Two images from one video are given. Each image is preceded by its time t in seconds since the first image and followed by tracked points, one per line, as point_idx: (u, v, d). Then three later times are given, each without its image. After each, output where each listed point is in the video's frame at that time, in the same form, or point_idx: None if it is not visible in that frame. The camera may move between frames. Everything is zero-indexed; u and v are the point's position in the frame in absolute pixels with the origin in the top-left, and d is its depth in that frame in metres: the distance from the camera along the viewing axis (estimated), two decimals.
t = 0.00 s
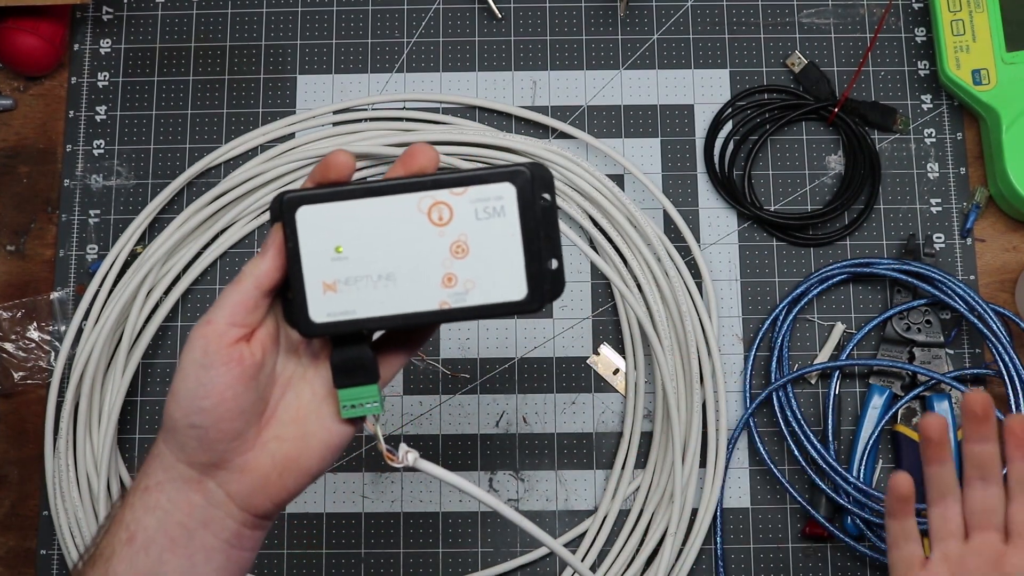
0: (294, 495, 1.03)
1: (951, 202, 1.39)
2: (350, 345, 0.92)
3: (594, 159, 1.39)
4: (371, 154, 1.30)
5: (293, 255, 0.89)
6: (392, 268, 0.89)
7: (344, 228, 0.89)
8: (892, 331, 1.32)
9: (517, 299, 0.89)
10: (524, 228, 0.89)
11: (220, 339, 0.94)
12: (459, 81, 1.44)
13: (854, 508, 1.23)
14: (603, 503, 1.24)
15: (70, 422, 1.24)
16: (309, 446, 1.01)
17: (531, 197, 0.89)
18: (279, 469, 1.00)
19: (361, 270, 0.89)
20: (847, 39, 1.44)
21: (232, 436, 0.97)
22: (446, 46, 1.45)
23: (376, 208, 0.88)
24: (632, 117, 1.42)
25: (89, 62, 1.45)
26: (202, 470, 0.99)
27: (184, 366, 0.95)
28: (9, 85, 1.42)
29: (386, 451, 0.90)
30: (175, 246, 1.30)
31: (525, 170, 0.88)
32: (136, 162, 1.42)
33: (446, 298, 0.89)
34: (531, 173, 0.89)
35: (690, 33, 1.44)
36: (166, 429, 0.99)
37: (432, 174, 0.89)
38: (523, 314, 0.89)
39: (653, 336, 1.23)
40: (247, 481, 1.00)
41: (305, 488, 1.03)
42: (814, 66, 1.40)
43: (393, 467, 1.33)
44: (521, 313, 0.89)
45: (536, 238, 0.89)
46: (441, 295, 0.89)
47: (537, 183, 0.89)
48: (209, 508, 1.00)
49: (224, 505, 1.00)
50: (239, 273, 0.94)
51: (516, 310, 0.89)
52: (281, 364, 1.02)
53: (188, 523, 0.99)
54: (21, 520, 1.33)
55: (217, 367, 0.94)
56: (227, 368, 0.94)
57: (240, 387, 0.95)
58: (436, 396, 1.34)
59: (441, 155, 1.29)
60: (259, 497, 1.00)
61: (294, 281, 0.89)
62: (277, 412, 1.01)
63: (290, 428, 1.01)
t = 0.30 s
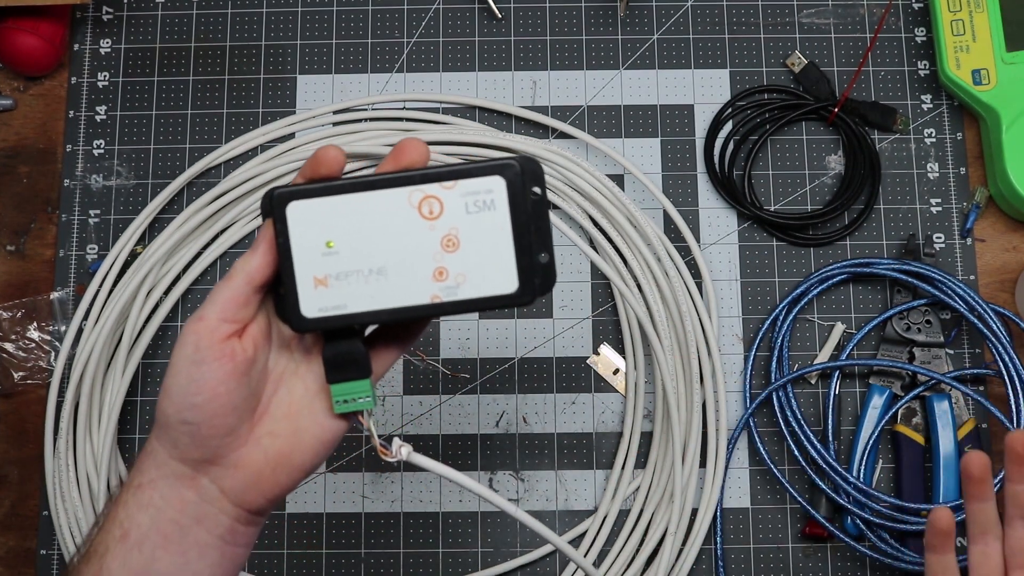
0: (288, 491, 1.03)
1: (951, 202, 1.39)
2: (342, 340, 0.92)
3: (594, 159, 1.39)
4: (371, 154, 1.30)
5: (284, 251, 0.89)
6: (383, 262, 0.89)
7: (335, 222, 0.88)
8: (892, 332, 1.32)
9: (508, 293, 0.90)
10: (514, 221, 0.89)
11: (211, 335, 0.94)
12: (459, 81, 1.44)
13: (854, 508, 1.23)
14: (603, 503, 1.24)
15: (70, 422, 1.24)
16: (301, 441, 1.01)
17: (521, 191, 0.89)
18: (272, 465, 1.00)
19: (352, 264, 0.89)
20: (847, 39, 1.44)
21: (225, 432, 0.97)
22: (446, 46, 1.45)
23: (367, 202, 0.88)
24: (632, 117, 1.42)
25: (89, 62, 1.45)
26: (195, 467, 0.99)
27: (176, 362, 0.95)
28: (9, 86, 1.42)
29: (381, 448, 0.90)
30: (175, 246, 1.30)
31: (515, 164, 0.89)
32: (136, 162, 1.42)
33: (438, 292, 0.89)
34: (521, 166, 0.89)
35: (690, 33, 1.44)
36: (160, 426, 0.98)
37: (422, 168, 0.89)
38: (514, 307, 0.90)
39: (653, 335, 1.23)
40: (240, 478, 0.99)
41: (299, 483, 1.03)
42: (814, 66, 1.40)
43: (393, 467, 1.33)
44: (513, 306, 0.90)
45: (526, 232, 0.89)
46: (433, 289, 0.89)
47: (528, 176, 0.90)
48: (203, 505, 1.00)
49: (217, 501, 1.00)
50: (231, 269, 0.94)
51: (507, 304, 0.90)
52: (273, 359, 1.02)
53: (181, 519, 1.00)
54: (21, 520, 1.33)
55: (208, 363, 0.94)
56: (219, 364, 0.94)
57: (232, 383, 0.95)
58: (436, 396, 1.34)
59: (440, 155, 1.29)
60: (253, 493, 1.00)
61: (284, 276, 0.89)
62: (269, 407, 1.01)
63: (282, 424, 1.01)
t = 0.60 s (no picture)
0: (294, 492, 1.03)
1: (951, 202, 1.39)
2: (349, 342, 0.92)
3: (594, 159, 1.39)
4: (371, 154, 1.30)
5: (291, 252, 0.89)
6: (391, 264, 0.89)
7: (342, 225, 0.88)
8: (892, 331, 1.32)
9: (515, 296, 0.89)
10: (522, 224, 0.89)
11: (218, 335, 0.94)
12: (460, 81, 1.44)
13: (854, 508, 1.23)
14: (603, 503, 1.24)
15: (70, 422, 1.24)
16: (308, 442, 1.01)
17: (529, 193, 0.89)
18: (278, 466, 1.00)
19: (359, 267, 0.88)
20: (847, 39, 1.44)
21: (231, 433, 0.97)
22: (446, 46, 1.45)
23: (374, 205, 0.88)
24: (632, 117, 1.42)
25: (89, 62, 1.45)
26: (200, 468, 0.99)
27: (182, 363, 0.95)
28: (9, 86, 1.42)
29: (387, 450, 0.90)
30: (175, 247, 1.30)
31: (523, 166, 0.88)
32: (136, 162, 1.42)
33: (445, 294, 0.89)
34: (529, 169, 0.89)
35: (690, 33, 1.44)
36: (163, 426, 0.98)
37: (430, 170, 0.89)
38: (521, 311, 0.90)
39: (653, 336, 1.23)
40: (246, 479, 1.00)
41: (305, 485, 1.03)
42: (814, 66, 1.40)
43: (393, 467, 1.33)
44: (520, 310, 0.90)
45: (534, 235, 0.89)
46: (440, 291, 0.89)
47: (536, 179, 0.90)
48: (207, 505, 1.00)
49: (221, 502, 1.00)
50: (237, 270, 0.94)
51: (515, 307, 0.90)
52: (280, 361, 1.03)
53: (186, 520, 0.99)
54: (20, 520, 1.33)
55: (215, 364, 0.94)
56: (225, 365, 0.94)
57: (238, 384, 0.95)
58: (436, 396, 1.34)
59: (441, 155, 1.29)
60: (258, 494, 1.00)
61: (291, 278, 0.89)
62: (276, 409, 1.01)
63: (289, 425, 1.01)
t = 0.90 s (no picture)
0: (288, 485, 1.03)
1: (951, 202, 1.39)
2: (341, 333, 0.92)
3: (594, 159, 1.39)
4: (371, 155, 1.30)
5: (281, 243, 0.89)
6: (381, 254, 0.89)
7: (332, 214, 0.89)
8: (892, 332, 1.32)
9: (506, 284, 0.89)
10: (511, 212, 0.89)
11: (209, 328, 0.94)
12: (460, 81, 1.43)
13: (854, 508, 1.23)
14: (603, 503, 1.24)
15: (70, 422, 1.24)
16: (301, 434, 1.01)
17: (519, 180, 0.89)
18: (271, 458, 1.00)
19: (350, 256, 0.89)
20: (847, 39, 1.44)
21: (223, 426, 0.97)
22: (446, 46, 1.45)
23: (364, 194, 0.89)
24: (632, 117, 1.42)
25: (89, 62, 1.45)
26: (193, 461, 0.99)
27: (174, 356, 0.95)
28: (9, 86, 1.42)
29: (380, 441, 0.89)
30: (175, 247, 1.30)
31: (512, 154, 0.88)
32: (136, 162, 1.42)
33: (436, 283, 0.89)
34: (518, 157, 0.89)
35: (690, 33, 1.44)
36: (157, 420, 0.98)
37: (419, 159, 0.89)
38: (512, 299, 0.90)
39: (653, 335, 1.23)
40: (239, 472, 1.00)
41: (298, 477, 1.03)
42: (814, 66, 1.40)
43: (393, 467, 1.33)
44: (511, 297, 0.90)
45: (524, 222, 0.89)
46: (431, 280, 0.89)
47: (526, 166, 0.90)
48: (201, 499, 1.00)
49: (215, 495, 1.00)
50: (229, 262, 0.94)
51: (506, 294, 0.90)
52: (272, 353, 1.02)
53: (180, 513, 0.99)
54: (20, 520, 1.33)
55: (206, 356, 0.94)
56: (216, 357, 0.94)
57: (230, 376, 0.95)
58: (436, 396, 1.34)
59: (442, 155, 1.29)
60: (252, 487, 1.01)
61: (282, 269, 0.89)
62: (268, 401, 1.01)
63: (281, 418, 1.01)
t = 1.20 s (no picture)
0: (283, 483, 1.03)
1: (951, 202, 1.39)
2: (333, 330, 0.92)
3: (593, 159, 1.39)
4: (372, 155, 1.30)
5: (272, 240, 0.89)
6: (372, 249, 0.89)
7: (322, 211, 0.89)
8: (892, 331, 1.32)
9: (496, 277, 0.89)
10: (501, 204, 0.89)
11: (202, 326, 0.94)
12: (460, 81, 1.43)
13: (854, 508, 1.23)
14: (603, 503, 1.24)
15: (70, 422, 1.24)
16: (295, 432, 1.01)
17: (508, 173, 0.89)
18: (266, 456, 1.00)
19: (340, 252, 0.89)
20: (847, 39, 1.44)
21: (218, 424, 0.97)
22: (446, 46, 1.45)
23: (354, 190, 0.89)
24: (632, 117, 1.42)
25: (89, 62, 1.45)
26: (189, 460, 0.99)
27: (167, 355, 0.95)
28: (9, 86, 1.42)
29: (375, 438, 0.89)
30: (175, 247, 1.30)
31: (500, 146, 0.88)
32: (136, 162, 1.42)
33: (427, 278, 0.89)
34: (507, 149, 0.89)
35: (690, 33, 1.44)
36: (152, 419, 0.98)
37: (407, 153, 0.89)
38: (502, 292, 0.90)
39: (653, 335, 1.23)
40: (235, 470, 1.00)
41: (294, 475, 1.03)
42: (814, 66, 1.40)
43: (393, 467, 1.33)
44: (502, 290, 0.90)
45: (513, 215, 0.89)
46: (422, 275, 0.89)
47: (514, 159, 0.90)
48: (196, 498, 1.00)
49: (211, 494, 1.00)
50: (220, 261, 0.94)
51: (496, 288, 0.90)
52: (265, 352, 1.02)
53: (177, 513, 0.99)
54: (20, 520, 1.33)
55: (199, 354, 0.94)
56: (210, 356, 0.94)
57: (224, 374, 0.95)
58: (436, 396, 1.34)
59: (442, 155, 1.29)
60: (247, 486, 1.00)
61: (273, 265, 0.90)
62: (262, 399, 1.01)
63: (276, 416, 1.01)
